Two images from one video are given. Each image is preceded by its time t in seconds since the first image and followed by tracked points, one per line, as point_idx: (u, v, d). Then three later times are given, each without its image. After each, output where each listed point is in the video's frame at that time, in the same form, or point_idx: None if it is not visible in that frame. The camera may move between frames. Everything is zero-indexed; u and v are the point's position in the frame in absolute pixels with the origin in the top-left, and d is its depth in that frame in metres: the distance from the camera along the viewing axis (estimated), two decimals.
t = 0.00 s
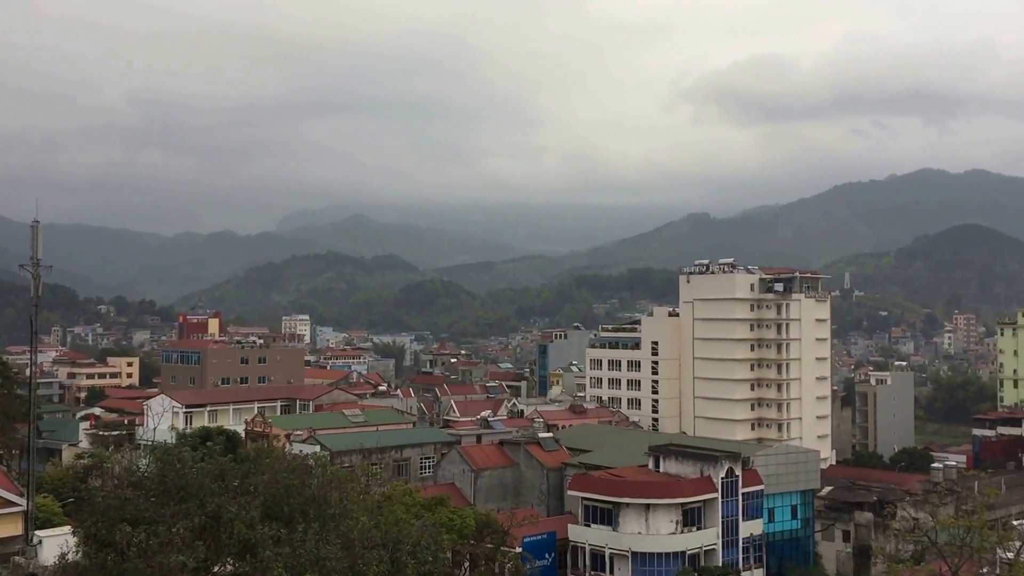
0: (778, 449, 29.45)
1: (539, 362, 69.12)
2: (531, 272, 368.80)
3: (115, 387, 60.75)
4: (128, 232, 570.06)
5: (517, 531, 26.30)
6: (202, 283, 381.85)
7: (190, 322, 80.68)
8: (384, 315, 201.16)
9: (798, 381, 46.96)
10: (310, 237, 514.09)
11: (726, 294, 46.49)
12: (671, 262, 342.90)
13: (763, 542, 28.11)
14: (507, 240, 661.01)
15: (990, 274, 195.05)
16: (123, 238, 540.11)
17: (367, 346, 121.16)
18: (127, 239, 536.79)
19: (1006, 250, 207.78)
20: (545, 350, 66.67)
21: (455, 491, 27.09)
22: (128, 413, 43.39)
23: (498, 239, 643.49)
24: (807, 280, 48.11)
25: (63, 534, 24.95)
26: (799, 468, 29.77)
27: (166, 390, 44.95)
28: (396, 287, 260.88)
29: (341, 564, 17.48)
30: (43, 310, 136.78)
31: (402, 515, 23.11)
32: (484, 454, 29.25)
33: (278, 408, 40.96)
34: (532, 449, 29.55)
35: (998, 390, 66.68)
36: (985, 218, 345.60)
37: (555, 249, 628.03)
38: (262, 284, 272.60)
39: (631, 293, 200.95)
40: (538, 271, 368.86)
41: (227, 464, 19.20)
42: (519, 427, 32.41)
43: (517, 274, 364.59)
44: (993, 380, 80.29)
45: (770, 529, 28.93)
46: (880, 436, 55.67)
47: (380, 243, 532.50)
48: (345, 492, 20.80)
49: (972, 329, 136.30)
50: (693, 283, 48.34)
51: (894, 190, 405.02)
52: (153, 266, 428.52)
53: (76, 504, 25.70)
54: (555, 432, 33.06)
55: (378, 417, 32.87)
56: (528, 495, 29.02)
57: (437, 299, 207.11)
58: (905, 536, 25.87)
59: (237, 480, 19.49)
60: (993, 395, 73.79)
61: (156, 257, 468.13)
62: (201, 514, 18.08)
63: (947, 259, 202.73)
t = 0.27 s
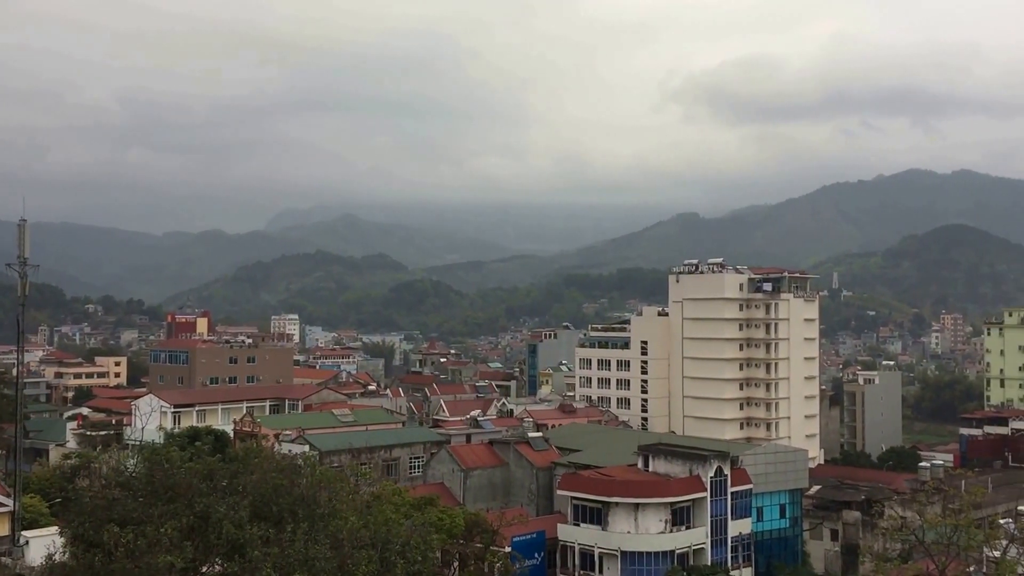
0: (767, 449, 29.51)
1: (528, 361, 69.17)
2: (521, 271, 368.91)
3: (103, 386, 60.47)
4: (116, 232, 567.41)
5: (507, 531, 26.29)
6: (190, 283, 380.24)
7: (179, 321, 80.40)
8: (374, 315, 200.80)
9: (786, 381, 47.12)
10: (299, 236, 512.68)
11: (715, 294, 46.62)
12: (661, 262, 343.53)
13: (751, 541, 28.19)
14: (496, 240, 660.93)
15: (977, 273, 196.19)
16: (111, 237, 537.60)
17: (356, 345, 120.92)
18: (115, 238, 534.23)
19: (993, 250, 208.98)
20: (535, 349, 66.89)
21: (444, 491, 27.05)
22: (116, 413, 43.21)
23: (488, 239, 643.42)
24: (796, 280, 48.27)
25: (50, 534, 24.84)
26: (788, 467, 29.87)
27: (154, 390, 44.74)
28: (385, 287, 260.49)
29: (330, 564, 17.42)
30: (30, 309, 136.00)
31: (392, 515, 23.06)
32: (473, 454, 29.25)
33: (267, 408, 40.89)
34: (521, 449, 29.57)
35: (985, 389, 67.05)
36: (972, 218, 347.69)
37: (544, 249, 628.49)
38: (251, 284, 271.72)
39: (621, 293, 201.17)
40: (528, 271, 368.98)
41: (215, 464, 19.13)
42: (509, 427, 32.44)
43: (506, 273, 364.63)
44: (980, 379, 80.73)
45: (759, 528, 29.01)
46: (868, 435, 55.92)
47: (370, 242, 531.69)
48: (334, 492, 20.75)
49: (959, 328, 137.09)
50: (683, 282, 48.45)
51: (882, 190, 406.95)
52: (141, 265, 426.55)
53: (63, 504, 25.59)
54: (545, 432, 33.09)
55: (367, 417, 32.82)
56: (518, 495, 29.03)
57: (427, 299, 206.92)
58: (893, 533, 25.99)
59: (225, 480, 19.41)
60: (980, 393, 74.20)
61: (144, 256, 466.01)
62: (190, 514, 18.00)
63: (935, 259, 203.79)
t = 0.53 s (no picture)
0: (756, 448, 29.60)
1: (518, 361, 69.17)
2: (511, 271, 368.85)
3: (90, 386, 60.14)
4: (104, 231, 564.45)
5: (496, 530, 26.27)
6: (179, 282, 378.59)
7: (167, 321, 80.07)
8: (364, 314, 200.44)
9: (775, 380, 47.26)
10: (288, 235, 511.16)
11: (704, 293, 46.74)
12: (650, 262, 344.06)
13: (740, 540, 28.27)
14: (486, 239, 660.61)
15: (964, 273, 197.30)
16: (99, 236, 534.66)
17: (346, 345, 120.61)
18: (103, 237, 531.40)
19: (980, 250, 210.20)
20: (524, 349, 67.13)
21: (433, 490, 27.01)
22: (103, 413, 42.99)
23: (478, 238, 643.15)
24: (785, 280, 48.43)
25: (37, 535, 24.70)
26: (777, 466, 29.97)
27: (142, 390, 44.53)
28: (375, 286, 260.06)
29: (319, 564, 17.36)
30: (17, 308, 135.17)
31: (381, 515, 23.01)
32: (463, 454, 29.24)
33: (256, 408, 40.77)
34: (511, 448, 29.59)
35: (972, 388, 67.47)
36: (960, 219, 349.59)
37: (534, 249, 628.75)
38: (240, 283, 270.79)
39: (610, 293, 201.40)
40: (518, 271, 368.96)
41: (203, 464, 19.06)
42: (498, 426, 32.44)
43: (496, 273, 364.52)
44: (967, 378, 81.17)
45: (747, 527, 29.12)
46: (857, 434, 56.16)
47: (359, 242, 530.73)
48: (323, 492, 20.71)
49: (947, 328, 137.86)
50: (672, 282, 48.54)
51: (870, 190, 408.81)
52: (129, 264, 424.35)
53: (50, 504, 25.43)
54: (534, 432, 33.09)
55: (356, 416, 32.75)
56: (507, 494, 29.03)
57: (417, 298, 206.68)
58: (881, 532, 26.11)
59: (214, 480, 19.34)
60: (967, 393, 74.62)
61: (132, 255, 463.74)
62: (178, 514, 17.93)
63: (922, 259, 204.86)
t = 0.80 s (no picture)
0: (745, 447, 29.68)
1: (508, 361, 69.11)
2: (500, 270, 368.55)
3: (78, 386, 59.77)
4: (92, 230, 561.09)
5: (485, 530, 26.25)
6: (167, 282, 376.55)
7: (155, 320, 79.62)
8: (353, 314, 199.81)
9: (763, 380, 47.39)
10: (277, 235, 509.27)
11: (693, 293, 46.87)
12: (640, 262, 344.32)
13: (729, 539, 28.34)
14: (475, 239, 660.16)
15: (952, 273, 198.29)
16: (86, 235, 531.49)
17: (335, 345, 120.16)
18: (90, 236, 528.32)
19: (967, 251, 211.31)
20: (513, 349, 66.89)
21: (423, 490, 26.96)
22: (91, 413, 42.75)
23: (467, 238, 642.64)
24: (773, 280, 48.59)
25: (23, 536, 24.53)
26: (765, 465, 30.07)
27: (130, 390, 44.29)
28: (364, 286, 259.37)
29: (308, 564, 17.30)
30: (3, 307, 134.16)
31: (370, 514, 22.96)
32: (453, 453, 29.21)
33: (245, 407, 40.64)
34: (501, 448, 29.58)
35: (959, 388, 67.83)
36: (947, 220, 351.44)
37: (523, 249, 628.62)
38: (228, 283, 269.61)
39: (600, 293, 201.39)
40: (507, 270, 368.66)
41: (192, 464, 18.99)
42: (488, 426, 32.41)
43: (485, 272, 364.13)
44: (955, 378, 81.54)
45: (736, 526, 29.17)
46: (845, 433, 56.38)
47: (348, 241, 529.33)
48: (312, 492, 20.68)
49: (934, 328, 138.59)
50: (661, 282, 48.65)
51: (858, 191, 410.45)
52: (116, 263, 421.79)
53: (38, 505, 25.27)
54: (524, 431, 33.08)
55: (346, 416, 32.67)
56: (497, 494, 29.03)
57: (406, 297, 206.27)
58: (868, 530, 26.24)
59: (202, 481, 19.27)
60: (955, 392, 75.00)
61: (120, 254, 461.07)
62: (166, 515, 17.87)
63: (910, 259, 205.81)
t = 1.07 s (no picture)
0: (733, 446, 29.81)
1: (497, 360, 69.09)
2: (490, 270, 368.32)
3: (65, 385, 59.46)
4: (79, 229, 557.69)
5: (475, 530, 26.25)
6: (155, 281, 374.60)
7: (143, 320, 79.25)
8: (342, 314, 199.32)
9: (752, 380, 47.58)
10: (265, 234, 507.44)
11: (681, 293, 47.02)
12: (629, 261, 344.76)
13: (718, 537, 28.46)
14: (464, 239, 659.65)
15: (939, 273, 199.31)
16: (73, 234, 528.44)
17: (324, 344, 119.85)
18: (77, 236, 525.35)
19: (954, 250, 212.47)
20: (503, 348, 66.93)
21: (412, 489, 26.93)
22: (78, 413, 42.56)
23: (456, 237, 641.99)
24: (762, 280, 48.78)
25: (10, 536, 24.42)
26: (753, 464, 30.20)
27: (118, 389, 44.11)
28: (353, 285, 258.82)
29: (297, 564, 17.27)
30: None
31: (359, 514, 22.93)
32: (442, 452, 29.20)
33: (233, 407, 40.55)
34: (490, 447, 29.59)
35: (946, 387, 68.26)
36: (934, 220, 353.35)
37: (512, 248, 628.41)
38: (217, 282, 268.57)
39: (590, 292, 201.48)
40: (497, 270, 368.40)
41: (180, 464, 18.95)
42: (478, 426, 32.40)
43: (475, 272, 363.91)
44: (940, 377, 82.06)
45: (725, 525, 29.30)
46: (833, 432, 56.67)
47: (337, 240, 527.91)
48: (301, 491, 20.63)
49: (921, 328, 139.39)
50: (650, 281, 48.79)
51: (846, 191, 412.22)
52: (103, 263, 419.20)
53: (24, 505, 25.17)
54: (513, 431, 33.11)
55: (335, 416, 32.62)
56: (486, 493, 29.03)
57: (396, 297, 205.91)
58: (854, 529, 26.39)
59: (191, 481, 19.22)
60: (941, 392, 75.47)
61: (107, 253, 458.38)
62: (153, 515, 17.82)
63: (898, 259, 206.79)
